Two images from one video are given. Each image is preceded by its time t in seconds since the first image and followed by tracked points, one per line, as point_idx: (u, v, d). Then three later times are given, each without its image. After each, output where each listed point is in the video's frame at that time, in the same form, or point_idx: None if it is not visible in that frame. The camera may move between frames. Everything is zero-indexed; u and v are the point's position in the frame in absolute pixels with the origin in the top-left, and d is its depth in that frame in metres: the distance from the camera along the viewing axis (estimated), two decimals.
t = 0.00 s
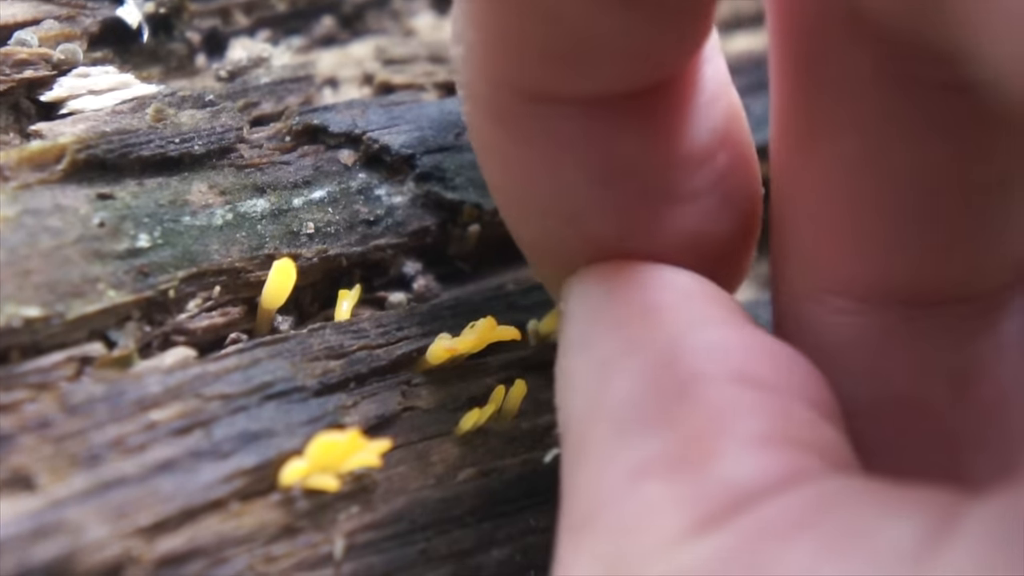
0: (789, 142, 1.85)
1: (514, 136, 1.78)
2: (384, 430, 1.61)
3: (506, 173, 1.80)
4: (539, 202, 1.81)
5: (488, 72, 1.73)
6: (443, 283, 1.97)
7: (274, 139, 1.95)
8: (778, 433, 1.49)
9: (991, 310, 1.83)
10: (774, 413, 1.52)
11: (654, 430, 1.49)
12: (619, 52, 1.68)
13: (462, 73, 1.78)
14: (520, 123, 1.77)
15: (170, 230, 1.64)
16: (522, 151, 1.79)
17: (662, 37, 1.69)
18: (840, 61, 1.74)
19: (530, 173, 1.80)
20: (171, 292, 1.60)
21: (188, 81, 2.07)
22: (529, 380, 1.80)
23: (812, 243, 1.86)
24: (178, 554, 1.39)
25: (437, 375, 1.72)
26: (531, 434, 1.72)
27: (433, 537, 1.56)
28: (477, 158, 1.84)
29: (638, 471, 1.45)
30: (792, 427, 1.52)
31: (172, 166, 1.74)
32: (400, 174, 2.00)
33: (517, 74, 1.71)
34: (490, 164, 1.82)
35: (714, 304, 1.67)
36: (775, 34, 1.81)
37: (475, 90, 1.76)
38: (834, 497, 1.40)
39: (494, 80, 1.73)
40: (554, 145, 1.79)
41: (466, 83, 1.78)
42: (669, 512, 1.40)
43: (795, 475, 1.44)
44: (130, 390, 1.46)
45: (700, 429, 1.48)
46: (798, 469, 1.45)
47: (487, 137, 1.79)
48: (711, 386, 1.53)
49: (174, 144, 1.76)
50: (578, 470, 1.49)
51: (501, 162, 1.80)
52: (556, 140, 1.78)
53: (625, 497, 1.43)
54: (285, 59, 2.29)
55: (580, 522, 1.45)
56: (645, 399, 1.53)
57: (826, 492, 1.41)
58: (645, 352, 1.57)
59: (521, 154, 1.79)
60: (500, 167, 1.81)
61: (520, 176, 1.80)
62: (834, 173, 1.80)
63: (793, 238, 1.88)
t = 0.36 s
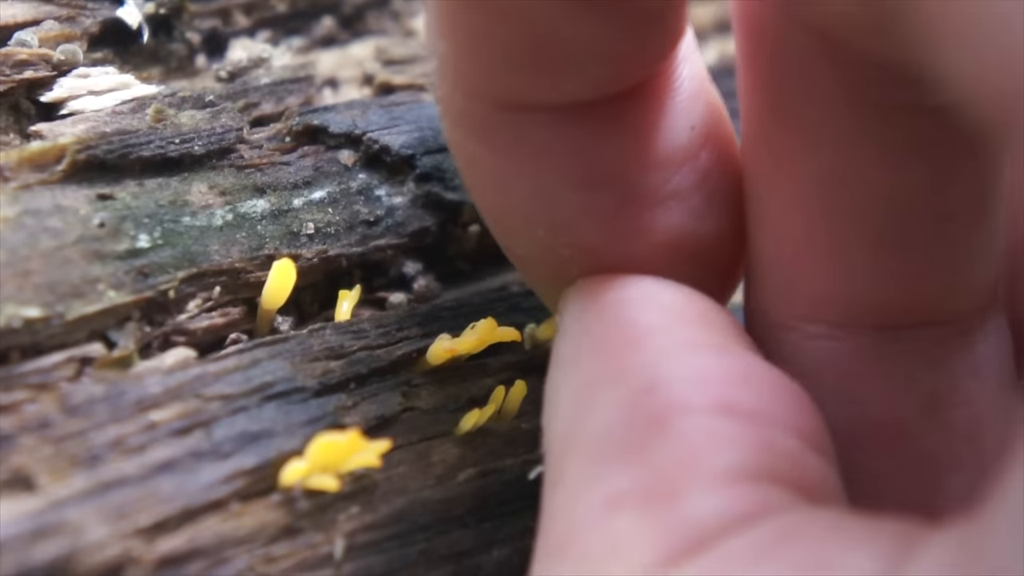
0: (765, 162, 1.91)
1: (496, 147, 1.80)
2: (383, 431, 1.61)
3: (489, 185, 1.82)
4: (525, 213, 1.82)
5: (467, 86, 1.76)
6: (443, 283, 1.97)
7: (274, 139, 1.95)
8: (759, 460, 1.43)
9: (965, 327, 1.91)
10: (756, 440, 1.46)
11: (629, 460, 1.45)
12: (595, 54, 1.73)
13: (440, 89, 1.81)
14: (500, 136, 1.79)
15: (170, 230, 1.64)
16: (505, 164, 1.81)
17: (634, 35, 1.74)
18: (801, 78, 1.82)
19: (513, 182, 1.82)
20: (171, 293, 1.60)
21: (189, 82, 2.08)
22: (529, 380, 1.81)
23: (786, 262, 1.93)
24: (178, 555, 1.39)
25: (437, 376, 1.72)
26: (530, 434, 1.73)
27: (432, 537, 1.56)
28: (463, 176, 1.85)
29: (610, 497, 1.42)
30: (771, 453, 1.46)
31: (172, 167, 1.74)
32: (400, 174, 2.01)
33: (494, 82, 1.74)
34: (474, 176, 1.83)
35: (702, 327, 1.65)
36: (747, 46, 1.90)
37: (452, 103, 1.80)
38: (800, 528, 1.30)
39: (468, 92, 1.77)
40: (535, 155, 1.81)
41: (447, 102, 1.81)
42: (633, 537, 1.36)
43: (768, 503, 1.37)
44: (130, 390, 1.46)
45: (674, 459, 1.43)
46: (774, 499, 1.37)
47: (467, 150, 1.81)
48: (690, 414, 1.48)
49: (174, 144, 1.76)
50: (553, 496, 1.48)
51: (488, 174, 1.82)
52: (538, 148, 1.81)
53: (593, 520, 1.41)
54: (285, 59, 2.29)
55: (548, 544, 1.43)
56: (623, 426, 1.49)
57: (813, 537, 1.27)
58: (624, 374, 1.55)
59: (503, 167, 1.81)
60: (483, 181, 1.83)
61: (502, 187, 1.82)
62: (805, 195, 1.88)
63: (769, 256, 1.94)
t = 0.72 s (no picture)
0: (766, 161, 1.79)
1: (505, 143, 1.87)
2: (384, 431, 1.61)
3: (490, 179, 1.89)
4: (534, 207, 1.87)
5: (472, 83, 1.86)
6: (443, 283, 2.00)
7: (274, 140, 1.95)
8: (759, 488, 1.36)
9: (978, 335, 1.76)
10: (760, 468, 1.38)
11: (628, 487, 1.38)
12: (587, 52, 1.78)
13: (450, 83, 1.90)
14: (505, 133, 1.87)
15: (170, 231, 1.64)
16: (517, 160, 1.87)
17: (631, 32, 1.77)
18: (800, 92, 1.73)
19: (523, 178, 1.87)
20: (171, 293, 1.60)
21: (189, 82, 2.08)
22: (529, 381, 1.82)
23: (788, 272, 1.80)
24: (178, 555, 1.39)
25: (437, 376, 1.72)
26: (529, 435, 1.73)
27: (432, 538, 1.56)
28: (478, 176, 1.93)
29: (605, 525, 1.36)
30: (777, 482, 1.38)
31: (172, 167, 1.74)
32: (400, 175, 2.01)
33: (496, 82, 1.84)
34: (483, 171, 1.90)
35: (720, 348, 1.57)
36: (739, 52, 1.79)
37: (457, 100, 1.90)
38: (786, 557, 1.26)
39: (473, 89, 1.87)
40: (540, 152, 1.86)
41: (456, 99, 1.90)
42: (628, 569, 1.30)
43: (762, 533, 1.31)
44: (131, 391, 1.46)
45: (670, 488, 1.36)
46: (767, 530, 1.31)
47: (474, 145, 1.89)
48: (693, 443, 1.40)
49: (174, 145, 1.76)
50: (553, 521, 1.43)
51: (496, 174, 1.88)
52: (546, 145, 1.87)
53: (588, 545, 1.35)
54: (285, 60, 2.29)
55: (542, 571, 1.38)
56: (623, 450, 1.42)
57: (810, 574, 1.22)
58: (625, 395, 1.48)
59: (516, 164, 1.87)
60: (490, 176, 1.89)
61: (511, 181, 1.87)
62: (806, 203, 1.76)
63: (775, 260, 1.80)
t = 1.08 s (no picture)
0: (914, 196, 2.32)
1: (630, 131, 2.15)
2: (384, 431, 1.62)
3: (600, 169, 2.18)
4: (635, 202, 2.15)
5: (608, 67, 2.11)
6: (443, 283, 2.06)
7: (274, 140, 1.93)
8: (833, 466, 1.68)
9: None
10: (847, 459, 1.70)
11: (744, 455, 1.66)
12: (744, 50, 1.99)
13: (581, 72, 2.18)
14: (628, 127, 2.15)
15: (170, 232, 1.64)
16: (626, 156, 2.16)
17: (761, 56, 2.02)
18: (961, 124, 2.25)
19: (625, 175, 2.17)
20: (171, 293, 1.60)
21: (189, 82, 2.06)
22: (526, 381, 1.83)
23: (936, 309, 2.26)
24: (179, 556, 1.39)
25: (437, 377, 1.73)
26: (529, 436, 1.75)
27: (432, 538, 1.56)
28: (595, 182, 2.19)
29: (709, 497, 1.61)
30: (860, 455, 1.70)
31: (172, 168, 1.74)
32: (400, 175, 2.02)
33: (629, 76, 2.11)
34: (589, 161, 2.19)
35: (824, 351, 1.90)
36: (894, 79, 2.38)
37: (589, 84, 2.17)
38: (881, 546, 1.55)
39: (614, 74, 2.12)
40: (647, 151, 2.15)
41: (584, 81, 2.18)
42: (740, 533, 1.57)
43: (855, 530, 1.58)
44: (130, 391, 1.46)
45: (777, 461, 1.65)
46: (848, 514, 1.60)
47: (590, 132, 2.18)
48: (847, 428, 1.77)
49: (174, 145, 1.76)
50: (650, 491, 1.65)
51: (599, 169, 2.18)
52: (652, 148, 2.15)
53: (698, 515, 1.59)
54: (285, 60, 2.28)
55: (652, 541, 1.59)
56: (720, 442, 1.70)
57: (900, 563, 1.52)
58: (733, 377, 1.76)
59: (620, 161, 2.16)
60: (595, 169, 2.18)
61: (611, 176, 2.17)
62: (964, 237, 2.25)
63: (942, 296, 2.25)
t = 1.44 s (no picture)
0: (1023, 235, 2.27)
1: (785, 100, 2.23)
2: (384, 431, 1.62)
3: (739, 90, 2.25)
4: (745, 151, 2.21)
5: (840, 45, 2.25)
6: (443, 283, 2.07)
7: (274, 139, 1.92)
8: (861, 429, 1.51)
9: None
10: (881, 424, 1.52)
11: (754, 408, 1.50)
12: (959, 46, 2.20)
13: (801, 34, 2.25)
14: (823, 88, 2.25)
15: (170, 231, 1.64)
16: (731, 124, 2.23)
17: (981, 62, 2.21)
18: None
19: (733, 133, 2.22)
20: (171, 293, 1.61)
21: (189, 82, 2.06)
22: (526, 380, 1.85)
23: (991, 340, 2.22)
24: (179, 555, 1.39)
25: (437, 377, 1.73)
26: (529, 435, 1.76)
27: (432, 538, 1.56)
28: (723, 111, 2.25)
29: (737, 361, 1.56)
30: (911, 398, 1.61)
31: (172, 168, 1.74)
32: (400, 174, 2.02)
33: (826, 61, 2.25)
34: (737, 91, 2.26)
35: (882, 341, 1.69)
36: None
37: (806, 36, 2.25)
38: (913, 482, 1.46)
39: (825, 28, 2.24)
40: (783, 112, 2.23)
41: (789, 28, 2.25)
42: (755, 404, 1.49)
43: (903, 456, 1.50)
44: (130, 391, 1.46)
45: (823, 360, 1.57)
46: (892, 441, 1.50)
47: (757, 55, 2.27)
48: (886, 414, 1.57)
49: (174, 145, 1.75)
50: (673, 373, 1.61)
51: (742, 119, 2.23)
52: (790, 108, 2.23)
53: (719, 382, 1.54)
54: (285, 60, 2.27)
55: (662, 404, 1.55)
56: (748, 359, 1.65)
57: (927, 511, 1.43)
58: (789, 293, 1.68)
59: (728, 125, 2.24)
60: (767, 67, 2.25)
61: (771, 87, 2.24)
62: None
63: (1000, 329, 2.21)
